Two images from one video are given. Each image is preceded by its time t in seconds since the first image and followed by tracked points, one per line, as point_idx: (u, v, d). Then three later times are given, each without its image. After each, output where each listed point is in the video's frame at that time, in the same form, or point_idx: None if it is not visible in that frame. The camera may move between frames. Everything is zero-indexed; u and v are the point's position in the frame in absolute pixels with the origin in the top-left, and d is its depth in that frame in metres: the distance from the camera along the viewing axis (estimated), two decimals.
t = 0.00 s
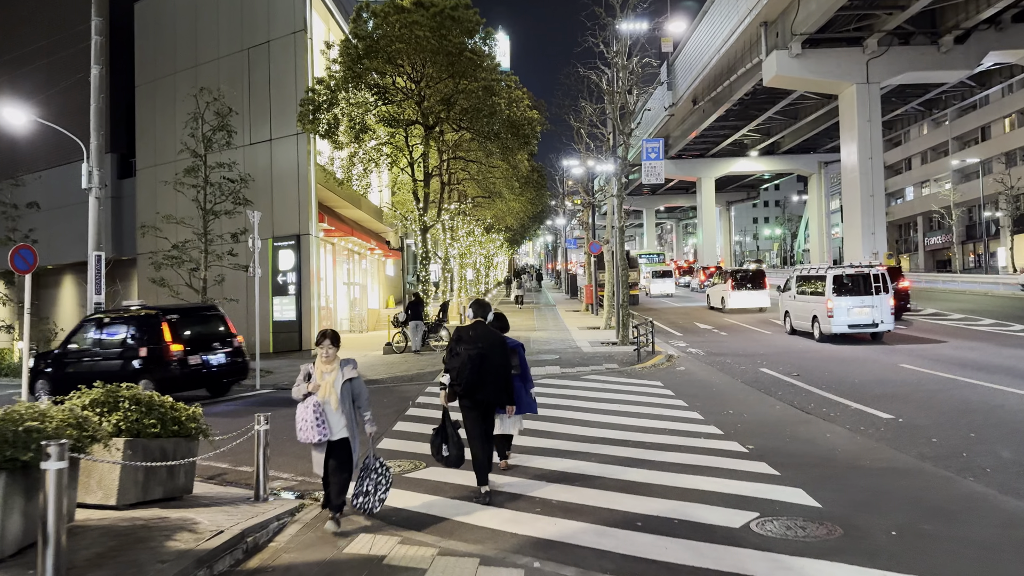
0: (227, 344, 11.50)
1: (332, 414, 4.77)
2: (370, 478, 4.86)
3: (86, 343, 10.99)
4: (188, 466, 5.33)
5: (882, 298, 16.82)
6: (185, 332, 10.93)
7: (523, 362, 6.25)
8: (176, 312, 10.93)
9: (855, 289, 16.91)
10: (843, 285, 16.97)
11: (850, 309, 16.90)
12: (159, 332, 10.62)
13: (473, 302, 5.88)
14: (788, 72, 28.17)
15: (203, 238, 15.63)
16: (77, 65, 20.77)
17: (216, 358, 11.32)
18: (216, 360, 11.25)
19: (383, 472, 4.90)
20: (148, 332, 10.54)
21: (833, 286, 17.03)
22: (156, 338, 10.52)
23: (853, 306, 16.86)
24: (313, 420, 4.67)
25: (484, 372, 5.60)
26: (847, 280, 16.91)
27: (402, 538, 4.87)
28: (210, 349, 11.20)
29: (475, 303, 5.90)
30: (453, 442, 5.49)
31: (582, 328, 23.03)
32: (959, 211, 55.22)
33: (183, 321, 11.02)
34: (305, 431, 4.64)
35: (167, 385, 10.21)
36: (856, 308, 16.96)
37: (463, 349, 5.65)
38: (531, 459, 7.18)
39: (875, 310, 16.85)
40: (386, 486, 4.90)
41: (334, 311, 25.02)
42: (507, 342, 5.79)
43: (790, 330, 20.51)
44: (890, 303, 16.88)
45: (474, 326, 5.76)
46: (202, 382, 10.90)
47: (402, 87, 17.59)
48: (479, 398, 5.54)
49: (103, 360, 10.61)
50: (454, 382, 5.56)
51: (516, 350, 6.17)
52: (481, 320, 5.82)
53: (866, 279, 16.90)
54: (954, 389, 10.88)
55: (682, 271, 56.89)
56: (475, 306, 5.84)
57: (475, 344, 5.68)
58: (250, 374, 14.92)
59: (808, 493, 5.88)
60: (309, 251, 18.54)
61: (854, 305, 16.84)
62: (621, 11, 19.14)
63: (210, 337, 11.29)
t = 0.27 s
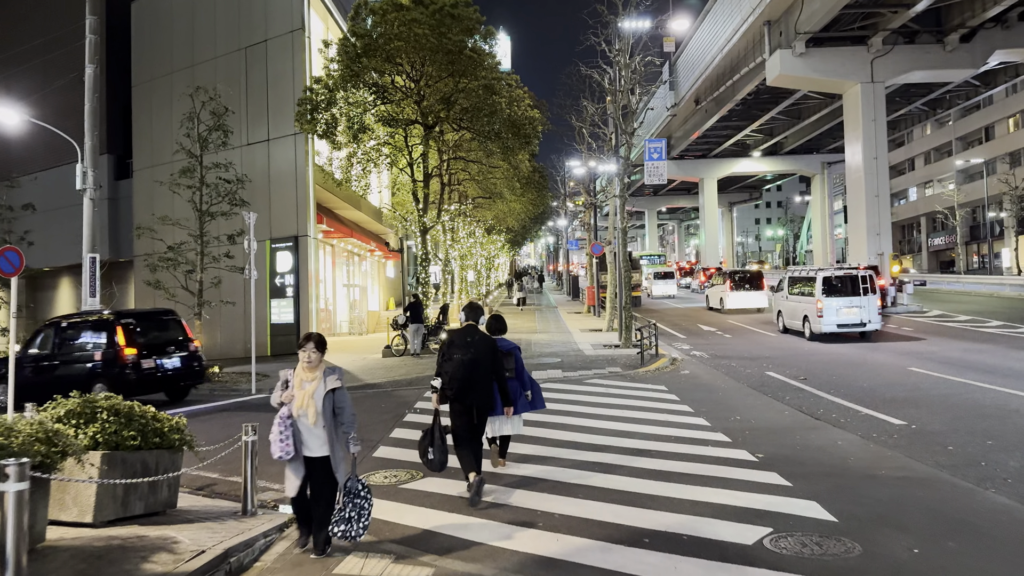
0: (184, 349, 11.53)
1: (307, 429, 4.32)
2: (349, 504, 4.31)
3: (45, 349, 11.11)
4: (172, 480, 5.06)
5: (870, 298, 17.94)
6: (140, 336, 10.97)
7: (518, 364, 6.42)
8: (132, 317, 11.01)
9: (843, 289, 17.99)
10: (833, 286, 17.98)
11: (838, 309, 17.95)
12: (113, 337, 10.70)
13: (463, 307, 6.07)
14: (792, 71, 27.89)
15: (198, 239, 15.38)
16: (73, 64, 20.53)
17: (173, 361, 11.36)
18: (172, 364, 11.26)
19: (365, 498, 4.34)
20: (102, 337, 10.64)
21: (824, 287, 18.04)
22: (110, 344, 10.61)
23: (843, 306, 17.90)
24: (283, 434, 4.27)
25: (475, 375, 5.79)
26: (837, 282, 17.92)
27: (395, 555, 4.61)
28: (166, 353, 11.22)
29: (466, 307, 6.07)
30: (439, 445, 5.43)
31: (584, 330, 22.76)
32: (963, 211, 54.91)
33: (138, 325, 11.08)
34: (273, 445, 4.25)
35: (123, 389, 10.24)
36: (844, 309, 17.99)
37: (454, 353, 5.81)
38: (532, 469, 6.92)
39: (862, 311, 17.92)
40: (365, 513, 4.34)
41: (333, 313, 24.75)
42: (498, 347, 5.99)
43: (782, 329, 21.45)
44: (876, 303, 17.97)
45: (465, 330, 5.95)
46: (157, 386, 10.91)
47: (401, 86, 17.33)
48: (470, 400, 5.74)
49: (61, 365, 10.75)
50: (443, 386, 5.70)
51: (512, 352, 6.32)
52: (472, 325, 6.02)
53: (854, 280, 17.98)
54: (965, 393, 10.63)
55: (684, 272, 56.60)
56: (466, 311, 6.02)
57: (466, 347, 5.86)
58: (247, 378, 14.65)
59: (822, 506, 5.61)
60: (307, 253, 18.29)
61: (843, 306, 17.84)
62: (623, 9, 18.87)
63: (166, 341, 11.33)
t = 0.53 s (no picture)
0: (142, 348, 11.55)
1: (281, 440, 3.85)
2: (327, 522, 3.80)
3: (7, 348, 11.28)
4: (155, 482, 4.81)
5: (859, 294, 19.05)
6: (96, 335, 11.01)
7: (516, 360, 6.37)
8: (88, 316, 11.05)
9: (832, 285, 19.12)
10: (823, 281, 19.19)
11: (828, 304, 19.10)
12: (68, 336, 10.77)
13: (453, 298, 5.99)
14: (796, 66, 27.58)
15: (194, 235, 15.12)
16: (70, 59, 20.32)
17: (130, 361, 11.40)
18: (128, 363, 11.27)
19: (344, 516, 3.87)
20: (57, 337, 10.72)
21: (815, 283, 19.23)
22: (64, 343, 10.69)
23: (832, 301, 19.02)
24: (251, 451, 3.73)
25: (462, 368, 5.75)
26: (827, 278, 19.15)
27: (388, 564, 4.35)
28: (122, 352, 11.24)
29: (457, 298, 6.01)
30: (426, 437, 5.62)
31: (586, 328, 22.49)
32: (968, 208, 54.56)
33: (95, 324, 11.12)
34: (238, 465, 3.70)
35: (85, 383, 10.21)
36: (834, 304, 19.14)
37: (444, 345, 5.75)
38: (532, 471, 6.64)
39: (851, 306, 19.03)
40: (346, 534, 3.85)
41: (333, 311, 24.50)
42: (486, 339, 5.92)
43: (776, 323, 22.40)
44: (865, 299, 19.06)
45: (453, 322, 5.87)
46: (112, 385, 10.95)
47: (401, 80, 17.07)
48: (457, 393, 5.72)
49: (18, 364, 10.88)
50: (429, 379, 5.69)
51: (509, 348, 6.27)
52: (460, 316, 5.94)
53: (843, 277, 19.08)
54: (977, 391, 10.37)
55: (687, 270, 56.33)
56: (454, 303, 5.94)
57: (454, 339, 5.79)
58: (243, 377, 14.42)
59: (837, 510, 5.34)
60: (306, 249, 18.00)
61: (833, 300, 19.02)
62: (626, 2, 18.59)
63: (123, 340, 11.36)
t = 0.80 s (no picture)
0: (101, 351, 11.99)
1: (239, 450, 3.36)
2: (296, 550, 3.18)
3: None
4: (136, 494, 4.57)
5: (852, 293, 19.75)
6: (55, 339, 11.48)
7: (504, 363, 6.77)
8: (47, 321, 11.53)
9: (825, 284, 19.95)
10: (816, 281, 19.87)
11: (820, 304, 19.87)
12: (27, 339, 11.30)
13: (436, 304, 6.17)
14: (801, 64, 27.33)
15: (190, 236, 14.87)
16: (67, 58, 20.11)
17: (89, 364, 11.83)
18: (86, 366, 11.71)
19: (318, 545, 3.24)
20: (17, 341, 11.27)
21: (809, 282, 19.94)
22: (22, 346, 11.22)
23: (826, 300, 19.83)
24: (208, 462, 3.25)
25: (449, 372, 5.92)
26: (820, 277, 19.81)
27: None
28: (81, 356, 11.70)
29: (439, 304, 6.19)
30: (418, 441, 5.66)
31: (589, 329, 22.23)
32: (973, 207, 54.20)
33: (54, 328, 11.61)
34: (195, 480, 3.21)
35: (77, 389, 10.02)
36: (827, 302, 19.84)
37: (431, 351, 5.91)
38: (533, 479, 6.38)
39: (844, 304, 19.73)
40: (319, 565, 3.22)
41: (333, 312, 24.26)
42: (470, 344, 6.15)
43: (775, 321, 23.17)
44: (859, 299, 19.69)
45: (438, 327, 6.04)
46: (68, 387, 11.39)
47: (401, 77, 16.82)
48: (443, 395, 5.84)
49: None
50: (418, 384, 5.80)
51: (505, 346, 6.79)
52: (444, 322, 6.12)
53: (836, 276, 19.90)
54: (990, 394, 10.11)
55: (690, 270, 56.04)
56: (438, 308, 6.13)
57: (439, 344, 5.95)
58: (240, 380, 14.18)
59: (854, 523, 5.08)
60: (304, 250, 17.75)
61: (827, 299, 19.67)
62: None
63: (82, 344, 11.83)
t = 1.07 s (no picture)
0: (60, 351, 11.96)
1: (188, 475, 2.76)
2: None
3: None
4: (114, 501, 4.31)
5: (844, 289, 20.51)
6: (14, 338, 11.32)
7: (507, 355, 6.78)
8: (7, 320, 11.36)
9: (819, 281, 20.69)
10: (811, 277, 20.68)
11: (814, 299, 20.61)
12: None
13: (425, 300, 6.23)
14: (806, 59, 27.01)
15: (187, 232, 14.64)
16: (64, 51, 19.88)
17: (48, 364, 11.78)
18: (46, 366, 11.65)
19: None
20: None
21: (804, 278, 20.69)
22: None
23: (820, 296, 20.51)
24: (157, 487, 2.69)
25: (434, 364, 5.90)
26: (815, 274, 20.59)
27: None
28: (41, 356, 11.63)
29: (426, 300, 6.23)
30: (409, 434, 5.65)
31: (592, 327, 21.97)
32: (979, 205, 53.88)
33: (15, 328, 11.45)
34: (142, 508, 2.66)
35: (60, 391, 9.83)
36: (821, 298, 20.53)
37: (416, 344, 5.91)
38: (534, 483, 6.10)
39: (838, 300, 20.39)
40: None
41: (333, 310, 24.04)
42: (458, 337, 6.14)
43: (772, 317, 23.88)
44: (851, 294, 20.45)
45: (426, 322, 6.07)
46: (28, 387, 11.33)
47: (401, 71, 16.63)
48: (429, 387, 5.81)
49: None
50: (405, 377, 5.77)
51: (505, 342, 6.77)
52: (433, 316, 6.15)
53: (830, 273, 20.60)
54: (1004, 393, 9.83)
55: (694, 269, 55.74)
56: (427, 303, 6.19)
57: (427, 338, 5.96)
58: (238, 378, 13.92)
59: (873, 531, 4.81)
60: (304, 247, 17.52)
61: (821, 295, 20.37)
62: None
63: (42, 344, 11.75)
